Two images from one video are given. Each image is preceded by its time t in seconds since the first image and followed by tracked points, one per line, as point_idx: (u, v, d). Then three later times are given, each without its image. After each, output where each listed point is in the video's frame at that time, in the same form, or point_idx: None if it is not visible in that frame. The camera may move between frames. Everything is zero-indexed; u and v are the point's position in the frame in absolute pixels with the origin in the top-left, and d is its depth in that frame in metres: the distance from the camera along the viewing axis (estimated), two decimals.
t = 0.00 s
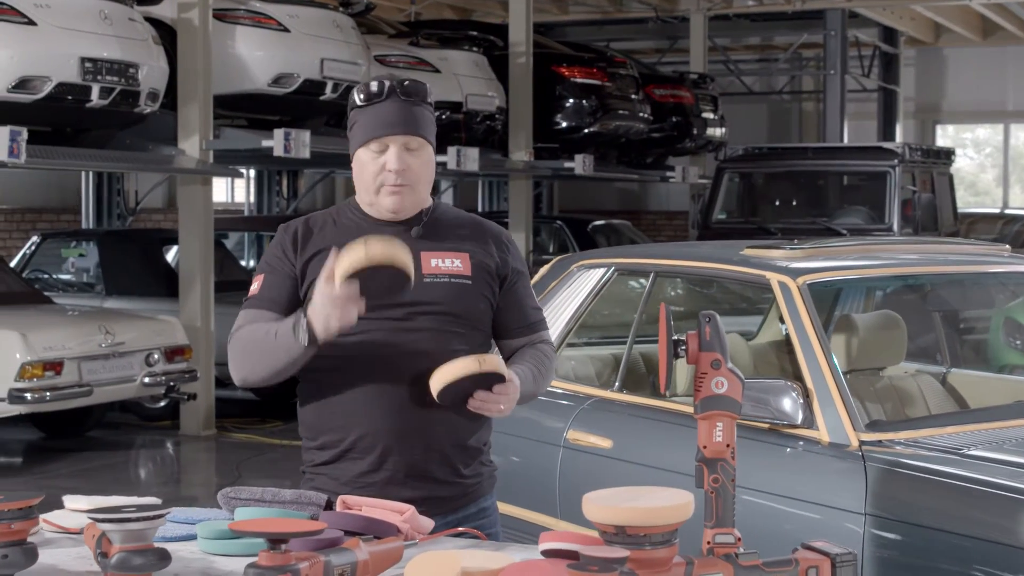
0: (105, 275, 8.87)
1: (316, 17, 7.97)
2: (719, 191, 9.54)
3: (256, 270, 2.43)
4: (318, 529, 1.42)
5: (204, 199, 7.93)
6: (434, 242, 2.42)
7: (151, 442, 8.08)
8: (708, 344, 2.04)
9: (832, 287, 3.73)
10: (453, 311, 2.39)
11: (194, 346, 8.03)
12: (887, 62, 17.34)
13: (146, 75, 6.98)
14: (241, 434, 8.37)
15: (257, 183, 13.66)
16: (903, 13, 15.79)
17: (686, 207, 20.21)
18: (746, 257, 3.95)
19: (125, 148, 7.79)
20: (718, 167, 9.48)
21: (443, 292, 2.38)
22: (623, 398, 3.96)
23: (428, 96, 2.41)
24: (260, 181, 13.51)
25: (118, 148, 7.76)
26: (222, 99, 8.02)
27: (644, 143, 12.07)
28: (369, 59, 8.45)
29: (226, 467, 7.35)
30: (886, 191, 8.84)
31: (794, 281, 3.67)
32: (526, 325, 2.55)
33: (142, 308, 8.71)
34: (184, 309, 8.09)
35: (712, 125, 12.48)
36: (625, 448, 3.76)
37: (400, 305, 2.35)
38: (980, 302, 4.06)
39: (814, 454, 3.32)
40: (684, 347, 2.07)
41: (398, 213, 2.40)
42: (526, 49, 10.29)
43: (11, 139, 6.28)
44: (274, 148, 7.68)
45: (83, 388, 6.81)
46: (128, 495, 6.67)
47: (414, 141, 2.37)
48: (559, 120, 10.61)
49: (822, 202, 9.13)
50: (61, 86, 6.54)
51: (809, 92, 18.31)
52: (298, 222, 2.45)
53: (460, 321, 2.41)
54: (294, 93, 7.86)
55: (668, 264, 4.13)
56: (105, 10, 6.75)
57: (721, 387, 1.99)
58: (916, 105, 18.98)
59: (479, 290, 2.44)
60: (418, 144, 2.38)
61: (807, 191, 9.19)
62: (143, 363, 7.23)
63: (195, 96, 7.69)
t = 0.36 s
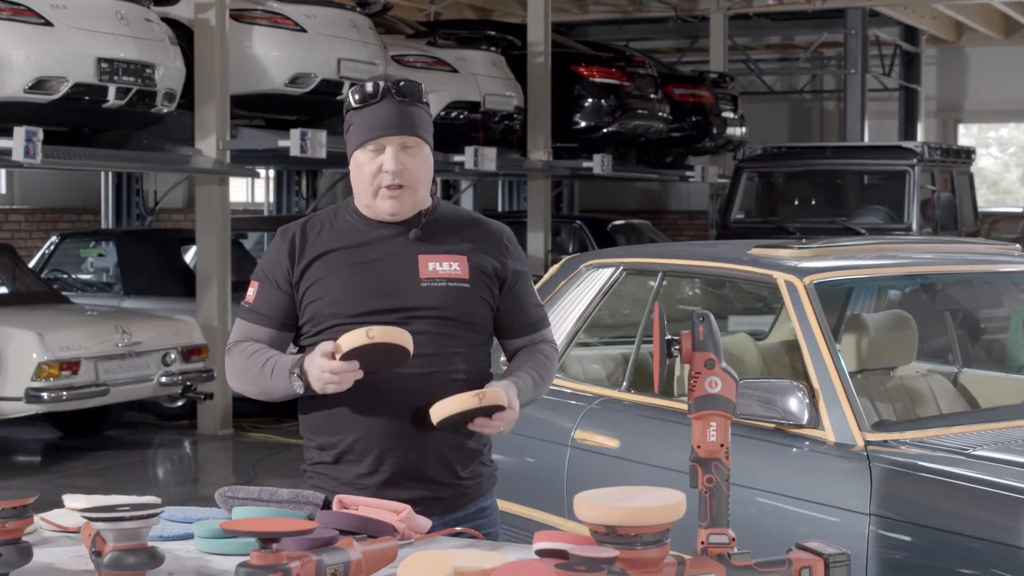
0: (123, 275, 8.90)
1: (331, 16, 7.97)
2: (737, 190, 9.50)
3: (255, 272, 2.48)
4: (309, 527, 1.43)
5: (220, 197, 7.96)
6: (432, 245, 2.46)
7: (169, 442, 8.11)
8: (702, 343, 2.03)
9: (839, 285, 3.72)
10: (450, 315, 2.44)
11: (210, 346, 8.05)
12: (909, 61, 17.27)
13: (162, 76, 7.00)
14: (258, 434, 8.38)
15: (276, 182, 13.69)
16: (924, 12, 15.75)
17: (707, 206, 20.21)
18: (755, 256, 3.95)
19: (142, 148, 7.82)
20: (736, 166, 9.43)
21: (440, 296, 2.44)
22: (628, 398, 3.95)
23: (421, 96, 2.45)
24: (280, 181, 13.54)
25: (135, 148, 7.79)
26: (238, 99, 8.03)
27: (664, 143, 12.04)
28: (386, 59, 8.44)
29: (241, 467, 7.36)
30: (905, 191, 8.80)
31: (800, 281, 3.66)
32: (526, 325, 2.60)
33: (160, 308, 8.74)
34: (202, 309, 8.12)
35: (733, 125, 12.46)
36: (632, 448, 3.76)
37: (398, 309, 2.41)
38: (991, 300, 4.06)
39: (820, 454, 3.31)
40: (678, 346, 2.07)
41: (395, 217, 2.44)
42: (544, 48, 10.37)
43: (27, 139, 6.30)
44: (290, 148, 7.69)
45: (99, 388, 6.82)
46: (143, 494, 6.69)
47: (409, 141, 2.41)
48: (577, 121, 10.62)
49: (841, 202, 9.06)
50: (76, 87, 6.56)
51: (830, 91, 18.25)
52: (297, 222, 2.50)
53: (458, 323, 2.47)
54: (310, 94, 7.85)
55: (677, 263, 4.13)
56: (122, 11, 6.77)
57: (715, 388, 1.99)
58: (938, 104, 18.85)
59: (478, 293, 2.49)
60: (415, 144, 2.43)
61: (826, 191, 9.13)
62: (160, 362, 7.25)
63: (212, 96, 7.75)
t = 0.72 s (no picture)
0: (143, 274, 8.93)
1: (351, 16, 7.94)
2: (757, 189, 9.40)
3: (257, 269, 2.50)
4: (304, 527, 1.43)
5: (239, 197, 7.99)
6: (433, 242, 2.47)
7: (189, 441, 8.13)
8: (699, 342, 2.04)
9: (849, 284, 3.72)
10: (452, 312, 2.45)
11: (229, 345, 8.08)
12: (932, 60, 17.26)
13: (181, 76, 7.02)
14: (278, 434, 8.40)
15: (298, 182, 13.72)
16: (949, 10, 15.69)
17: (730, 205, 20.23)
18: (765, 255, 3.94)
19: (162, 148, 7.86)
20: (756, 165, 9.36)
21: (442, 293, 2.44)
22: (640, 398, 3.94)
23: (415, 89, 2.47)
24: (301, 180, 13.57)
25: (155, 148, 7.82)
26: (259, 98, 8.08)
27: (686, 142, 12.04)
28: (405, 58, 8.42)
29: (260, 466, 7.37)
30: (926, 190, 8.76)
31: (810, 280, 3.65)
32: (530, 320, 2.59)
33: (180, 307, 8.77)
34: (222, 309, 8.15)
35: (755, 124, 12.44)
36: (643, 447, 3.75)
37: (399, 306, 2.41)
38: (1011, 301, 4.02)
39: (829, 455, 3.30)
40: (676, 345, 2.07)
41: (394, 212, 2.45)
42: (566, 48, 10.35)
43: (46, 139, 6.33)
44: (309, 147, 7.66)
45: (117, 387, 6.83)
46: (161, 494, 6.71)
47: (405, 132, 2.42)
48: (599, 120, 10.61)
49: (863, 200, 8.99)
50: (96, 86, 6.58)
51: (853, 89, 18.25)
52: (298, 219, 2.52)
53: (459, 321, 2.47)
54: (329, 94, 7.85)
55: (689, 263, 4.12)
56: (141, 11, 6.80)
57: (712, 386, 2.00)
58: (962, 102, 18.83)
59: (480, 290, 2.49)
60: (411, 136, 2.43)
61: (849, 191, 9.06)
62: (179, 361, 7.25)
63: (231, 95, 7.79)
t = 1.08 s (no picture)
0: (156, 274, 8.95)
1: (365, 15, 7.96)
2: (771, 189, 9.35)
3: (266, 270, 2.54)
4: (296, 526, 1.43)
5: (252, 198, 8.01)
6: (440, 246, 2.49)
7: (202, 441, 8.14)
8: (693, 342, 2.02)
9: (853, 284, 3.71)
10: (459, 317, 2.48)
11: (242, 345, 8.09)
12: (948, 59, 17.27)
13: (193, 76, 7.03)
14: (290, 434, 8.40)
15: (312, 182, 13.74)
16: (965, 9, 15.65)
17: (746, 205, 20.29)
18: (768, 255, 3.93)
19: (175, 148, 7.88)
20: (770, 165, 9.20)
21: (449, 296, 2.46)
22: (646, 397, 3.94)
23: (427, 98, 2.47)
24: (316, 180, 13.59)
25: (167, 148, 7.84)
26: (272, 98, 8.09)
27: (702, 142, 12.03)
28: (418, 57, 8.43)
29: (271, 466, 7.38)
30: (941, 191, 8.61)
31: (813, 280, 3.65)
32: (540, 318, 2.57)
33: (193, 307, 8.79)
34: (235, 308, 8.17)
35: (769, 123, 12.43)
36: (648, 447, 3.75)
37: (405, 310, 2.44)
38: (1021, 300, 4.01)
39: (831, 455, 3.30)
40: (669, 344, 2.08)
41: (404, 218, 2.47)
42: (579, 48, 10.33)
43: (57, 139, 6.35)
44: (321, 147, 7.69)
45: (129, 387, 6.84)
46: (172, 493, 6.72)
47: (420, 146, 2.43)
48: (613, 119, 10.64)
49: (877, 199, 8.87)
50: (107, 87, 6.60)
51: (869, 88, 18.25)
52: (307, 222, 2.55)
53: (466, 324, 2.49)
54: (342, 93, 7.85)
55: (693, 262, 4.12)
56: (152, 12, 6.81)
57: (704, 386, 1.99)
58: (979, 102, 18.83)
59: (486, 292, 2.51)
60: (425, 147, 2.44)
61: (862, 192, 8.94)
62: (191, 361, 7.26)
63: (244, 95, 7.78)
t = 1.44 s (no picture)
0: (171, 274, 8.96)
1: (381, 16, 7.97)
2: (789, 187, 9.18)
3: (318, 275, 2.60)
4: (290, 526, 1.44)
5: (267, 198, 8.03)
6: (488, 254, 2.51)
7: (217, 441, 8.15)
8: (687, 342, 2.01)
9: (861, 284, 3.70)
10: (506, 326, 2.50)
11: (257, 345, 8.09)
12: (967, 59, 17.27)
13: (208, 77, 7.02)
14: (305, 434, 8.40)
15: (329, 182, 13.76)
16: (985, 8, 15.54)
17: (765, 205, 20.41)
18: (776, 255, 3.92)
19: (191, 148, 7.90)
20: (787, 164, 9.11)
21: (495, 305, 2.49)
22: (653, 398, 3.92)
23: (472, 106, 2.48)
24: (333, 180, 13.61)
25: (183, 148, 7.86)
26: (287, 99, 8.10)
27: (720, 142, 12.03)
28: (433, 57, 8.42)
29: (285, 466, 7.38)
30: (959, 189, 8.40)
31: (820, 279, 3.64)
32: (592, 323, 2.58)
33: (209, 307, 8.80)
34: (249, 309, 8.16)
35: (788, 123, 12.39)
36: (654, 447, 3.74)
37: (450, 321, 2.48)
38: None
39: (836, 455, 3.29)
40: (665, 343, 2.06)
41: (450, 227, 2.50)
42: (596, 47, 10.33)
43: (71, 139, 6.37)
44: (336, 147, 7.71)
45: (144, 386, 6.85)
46: (186, 493, 6.73)
47: (463, 156, 2.45)
48: (630, 119, 10.59)
49: (895, 199, 8.62)
50: (122, 88, 6.61)
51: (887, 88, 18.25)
52: (359, 225, 2.60)
53: (512, 332, 2.51)
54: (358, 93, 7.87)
55: (701, 262, 4.12)
56: (167, 13, 6.82)
57: (699, 386, 1.98)
58: (999, 101, 18.83)
59: (535, 299, 2.52)
60: (468, 156, 2.46)
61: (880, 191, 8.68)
62: (206, 361, 7.28)
63: (259, 95, 7.77)
